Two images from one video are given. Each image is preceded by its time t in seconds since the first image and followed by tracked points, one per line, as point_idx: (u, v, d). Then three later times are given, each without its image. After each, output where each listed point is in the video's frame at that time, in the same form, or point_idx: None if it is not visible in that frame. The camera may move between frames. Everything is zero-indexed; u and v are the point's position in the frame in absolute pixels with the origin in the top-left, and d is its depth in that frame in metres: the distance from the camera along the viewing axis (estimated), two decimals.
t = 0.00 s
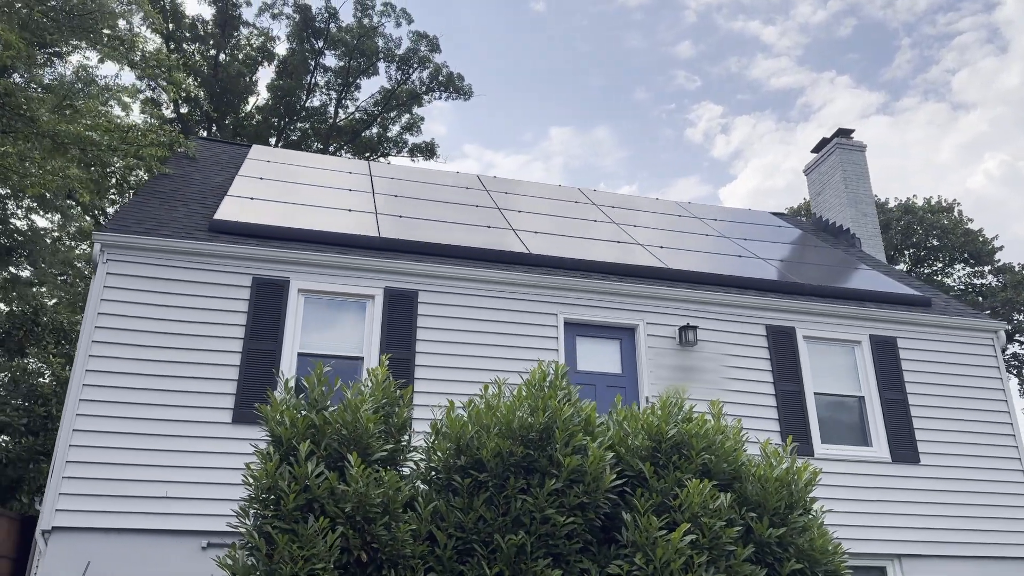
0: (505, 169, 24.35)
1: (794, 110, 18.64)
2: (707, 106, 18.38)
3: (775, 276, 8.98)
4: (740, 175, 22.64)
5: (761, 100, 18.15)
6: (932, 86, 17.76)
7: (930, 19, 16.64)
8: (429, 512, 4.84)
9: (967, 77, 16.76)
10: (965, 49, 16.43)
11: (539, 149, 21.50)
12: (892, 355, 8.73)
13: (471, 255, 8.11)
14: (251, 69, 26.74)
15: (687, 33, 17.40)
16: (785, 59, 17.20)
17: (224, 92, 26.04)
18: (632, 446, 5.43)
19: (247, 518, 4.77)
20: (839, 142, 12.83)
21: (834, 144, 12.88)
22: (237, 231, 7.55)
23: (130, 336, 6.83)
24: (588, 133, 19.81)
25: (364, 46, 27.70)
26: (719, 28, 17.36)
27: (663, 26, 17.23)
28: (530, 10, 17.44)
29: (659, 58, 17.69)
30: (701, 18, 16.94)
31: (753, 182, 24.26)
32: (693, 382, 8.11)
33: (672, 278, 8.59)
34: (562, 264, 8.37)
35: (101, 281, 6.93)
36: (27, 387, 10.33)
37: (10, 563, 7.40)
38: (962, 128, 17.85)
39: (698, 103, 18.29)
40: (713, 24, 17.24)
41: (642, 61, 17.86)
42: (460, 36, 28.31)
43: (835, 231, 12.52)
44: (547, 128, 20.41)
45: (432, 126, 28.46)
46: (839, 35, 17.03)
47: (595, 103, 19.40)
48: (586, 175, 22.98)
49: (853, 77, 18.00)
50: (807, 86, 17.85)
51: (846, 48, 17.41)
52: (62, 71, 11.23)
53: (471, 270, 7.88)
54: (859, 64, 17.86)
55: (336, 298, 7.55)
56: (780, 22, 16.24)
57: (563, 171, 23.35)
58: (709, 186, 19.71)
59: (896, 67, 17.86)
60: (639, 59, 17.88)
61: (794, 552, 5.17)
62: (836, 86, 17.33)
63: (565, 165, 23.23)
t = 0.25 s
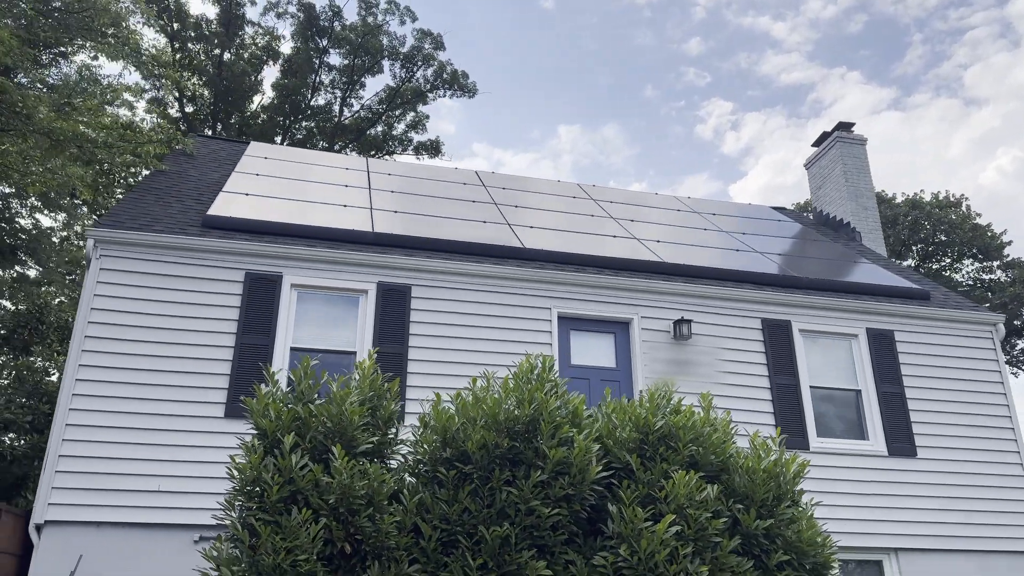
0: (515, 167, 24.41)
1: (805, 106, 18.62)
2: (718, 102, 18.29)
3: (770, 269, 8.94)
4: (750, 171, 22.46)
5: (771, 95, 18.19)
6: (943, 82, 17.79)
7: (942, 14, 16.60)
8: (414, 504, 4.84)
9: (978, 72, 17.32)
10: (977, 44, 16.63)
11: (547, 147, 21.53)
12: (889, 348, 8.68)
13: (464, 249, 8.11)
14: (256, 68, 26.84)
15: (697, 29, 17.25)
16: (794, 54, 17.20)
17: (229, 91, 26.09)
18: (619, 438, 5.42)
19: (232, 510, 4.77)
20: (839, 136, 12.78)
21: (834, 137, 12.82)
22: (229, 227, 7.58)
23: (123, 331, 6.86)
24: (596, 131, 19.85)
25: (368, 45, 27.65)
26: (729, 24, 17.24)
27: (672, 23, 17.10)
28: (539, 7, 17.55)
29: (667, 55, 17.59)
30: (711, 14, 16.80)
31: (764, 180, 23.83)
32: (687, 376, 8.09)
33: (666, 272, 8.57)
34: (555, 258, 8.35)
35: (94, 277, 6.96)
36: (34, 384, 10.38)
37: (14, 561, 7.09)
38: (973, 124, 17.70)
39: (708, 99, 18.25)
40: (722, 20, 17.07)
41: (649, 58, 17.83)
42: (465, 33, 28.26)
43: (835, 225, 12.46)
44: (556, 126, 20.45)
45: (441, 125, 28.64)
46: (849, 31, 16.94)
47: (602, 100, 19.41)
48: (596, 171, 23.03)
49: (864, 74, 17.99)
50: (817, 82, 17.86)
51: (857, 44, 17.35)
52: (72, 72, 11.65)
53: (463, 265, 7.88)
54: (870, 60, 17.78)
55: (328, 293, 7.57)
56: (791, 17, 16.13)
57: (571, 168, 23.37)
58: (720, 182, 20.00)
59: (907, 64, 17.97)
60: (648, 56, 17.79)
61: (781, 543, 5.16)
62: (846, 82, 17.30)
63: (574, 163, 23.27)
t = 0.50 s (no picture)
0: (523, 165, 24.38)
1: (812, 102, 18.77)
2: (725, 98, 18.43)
3: (765, 264, 8.90)
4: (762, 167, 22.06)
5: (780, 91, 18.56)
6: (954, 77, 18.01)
7: (951, 10, 16.42)
8: (397, 499, 4.83)
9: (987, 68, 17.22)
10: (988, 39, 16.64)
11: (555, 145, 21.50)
12: (884, 343, 8.63)
13: (456, 245, 8.10)
14: (259, 67, 26.85)
15: (705, 25, 17.31)
16: (802, 50, 17.21)
17: (232, 90, 26.12)
18: (605, 433, 5.41)
19: (215, 505, 4.77)
20: (838, 130, 12.69)
21: (833, 132, 12.73)
22: (220, 224, 7.59)
23: (113, 328, 6.88)
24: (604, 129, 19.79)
25: (371, 42, 27.75)
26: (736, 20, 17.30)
27: (680, 19, 16.99)
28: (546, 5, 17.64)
29: (675, 51, 17.53)
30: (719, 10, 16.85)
31: (774, 178, 23.30)
32: (680, 371, 8.07)
33: (659, 267, 8.55)
34: (548, 253, 8.34)
35: (85, 274, 6.99)
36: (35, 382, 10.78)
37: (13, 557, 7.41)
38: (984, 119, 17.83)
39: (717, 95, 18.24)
40: (730, 17, 17.18)
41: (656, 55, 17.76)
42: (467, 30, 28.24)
43: (834, 220, 12.40)
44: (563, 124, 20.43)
45: (449, 123, 28.60)
46: (857, 27, 17.08)
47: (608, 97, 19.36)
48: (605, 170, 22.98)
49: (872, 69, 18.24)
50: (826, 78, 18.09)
51: (866, 40, 17.49)
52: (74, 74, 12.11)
53: (455, 260, 7.87)
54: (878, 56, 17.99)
55: (319, 289, 7.58)
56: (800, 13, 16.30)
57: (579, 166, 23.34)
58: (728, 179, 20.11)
59: (915, 60, 18.22)
60: (654, 53, 17.73)
61: (767, 537, 5.15)
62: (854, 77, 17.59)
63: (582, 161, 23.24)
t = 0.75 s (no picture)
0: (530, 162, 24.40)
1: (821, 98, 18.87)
2: (733, 95, 18.19)
3: (755, 259, 8.88)
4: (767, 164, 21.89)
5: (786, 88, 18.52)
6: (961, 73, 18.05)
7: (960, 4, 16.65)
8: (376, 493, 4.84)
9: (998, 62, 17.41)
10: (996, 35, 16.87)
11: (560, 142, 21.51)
12: (875, 337, 8.60)
13: (444, 240, 8.10)
14: (260, 65, 26.86)
15: (712, 21, 17.15)
16: (811, 46, 17.19)
17: (233, 88, 26.10)
18: (585, 426, 5.41)
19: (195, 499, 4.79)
20: (834, 125, 12.65)
21: (828, 127, 12.71)
22: (208, 219, 7.61)
23: (101, 324, 6.90)
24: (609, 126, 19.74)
25: (372, 40, 27.76)
26: (744, 15, 17.17)
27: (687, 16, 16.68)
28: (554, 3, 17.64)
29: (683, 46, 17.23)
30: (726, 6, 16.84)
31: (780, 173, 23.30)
32: (669, 366, 8.05)
33: (648, 262, 8.53)
34: (537, 248, 8.33)
35: (74, 270, 7.01)
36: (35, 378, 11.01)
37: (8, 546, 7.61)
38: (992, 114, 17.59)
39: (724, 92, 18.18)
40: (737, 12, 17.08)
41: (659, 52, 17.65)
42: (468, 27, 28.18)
43: (830, 215, 12.35)
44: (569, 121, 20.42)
45: (455, 121, 28.64)
46: (866, 22, 17.12)
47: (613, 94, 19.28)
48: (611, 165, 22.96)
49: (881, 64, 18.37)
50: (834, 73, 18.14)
51: (874, 35, 17.59)
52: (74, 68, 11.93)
53: (443, 255, 7.87)
54: (887, 51, 18.16)
55: (307, 284, 7.59)
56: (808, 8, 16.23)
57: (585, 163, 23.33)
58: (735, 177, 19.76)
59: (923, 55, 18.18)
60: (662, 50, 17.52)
61: (747, 530, 5.14)
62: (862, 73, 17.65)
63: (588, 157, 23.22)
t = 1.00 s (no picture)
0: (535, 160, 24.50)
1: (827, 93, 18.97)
2: (738, 91, 18.17)
3: (745, 254, 8.85)
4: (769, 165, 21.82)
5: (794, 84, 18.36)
6: (969, 68, 18.11)
7: None
8: (354, 488, 4.84)
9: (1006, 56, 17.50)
10: (1004, 29, 16.86)
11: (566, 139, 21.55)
12: (865, 332, 8.57)
13: (431, 236, 8.10)
14: (260, 63, 26.89)
15: (718, 18, 17.28)
16: (816, 42, 17.23)
17: (233, 86, 26.16)
18: (566, 421, 5.40)
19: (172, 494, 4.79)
20: (828, 120, 12.61)
21: (823, 122, 12.67)
22: (195, 216, 7.62)
23: (87, 320, 6.92)
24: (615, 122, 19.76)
25: (371, 37, 27.78)
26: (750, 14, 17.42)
27: (693, 12, 16.61)
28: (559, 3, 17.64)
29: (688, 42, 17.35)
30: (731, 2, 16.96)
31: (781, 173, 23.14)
32: (657, 361, 8.04)
33: (637, 257, 8.52)
34: (525, 244, 8.32)
35: (61, 266, 7.04)
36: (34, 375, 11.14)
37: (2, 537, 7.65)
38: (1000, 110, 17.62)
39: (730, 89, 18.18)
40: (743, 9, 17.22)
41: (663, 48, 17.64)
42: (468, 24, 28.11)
43: (824, 211, 12.31)
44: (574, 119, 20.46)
45: (460, 119, 28.64)
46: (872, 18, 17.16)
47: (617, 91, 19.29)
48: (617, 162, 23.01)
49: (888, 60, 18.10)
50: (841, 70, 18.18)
51: (880, 31, 17.51)
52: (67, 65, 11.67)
53: (430, 251, 7.86)
54: (893, 47, 17.88)
55: (294, 280, 7.60)
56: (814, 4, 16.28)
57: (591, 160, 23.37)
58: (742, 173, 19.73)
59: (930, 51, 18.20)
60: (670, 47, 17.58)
61: (726, 526, 5.13)
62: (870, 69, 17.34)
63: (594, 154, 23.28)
